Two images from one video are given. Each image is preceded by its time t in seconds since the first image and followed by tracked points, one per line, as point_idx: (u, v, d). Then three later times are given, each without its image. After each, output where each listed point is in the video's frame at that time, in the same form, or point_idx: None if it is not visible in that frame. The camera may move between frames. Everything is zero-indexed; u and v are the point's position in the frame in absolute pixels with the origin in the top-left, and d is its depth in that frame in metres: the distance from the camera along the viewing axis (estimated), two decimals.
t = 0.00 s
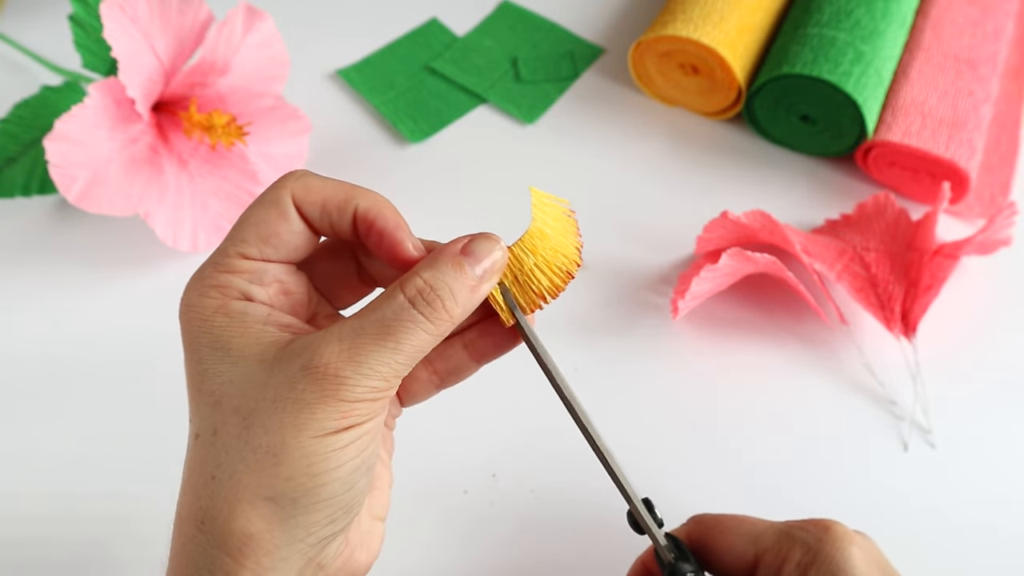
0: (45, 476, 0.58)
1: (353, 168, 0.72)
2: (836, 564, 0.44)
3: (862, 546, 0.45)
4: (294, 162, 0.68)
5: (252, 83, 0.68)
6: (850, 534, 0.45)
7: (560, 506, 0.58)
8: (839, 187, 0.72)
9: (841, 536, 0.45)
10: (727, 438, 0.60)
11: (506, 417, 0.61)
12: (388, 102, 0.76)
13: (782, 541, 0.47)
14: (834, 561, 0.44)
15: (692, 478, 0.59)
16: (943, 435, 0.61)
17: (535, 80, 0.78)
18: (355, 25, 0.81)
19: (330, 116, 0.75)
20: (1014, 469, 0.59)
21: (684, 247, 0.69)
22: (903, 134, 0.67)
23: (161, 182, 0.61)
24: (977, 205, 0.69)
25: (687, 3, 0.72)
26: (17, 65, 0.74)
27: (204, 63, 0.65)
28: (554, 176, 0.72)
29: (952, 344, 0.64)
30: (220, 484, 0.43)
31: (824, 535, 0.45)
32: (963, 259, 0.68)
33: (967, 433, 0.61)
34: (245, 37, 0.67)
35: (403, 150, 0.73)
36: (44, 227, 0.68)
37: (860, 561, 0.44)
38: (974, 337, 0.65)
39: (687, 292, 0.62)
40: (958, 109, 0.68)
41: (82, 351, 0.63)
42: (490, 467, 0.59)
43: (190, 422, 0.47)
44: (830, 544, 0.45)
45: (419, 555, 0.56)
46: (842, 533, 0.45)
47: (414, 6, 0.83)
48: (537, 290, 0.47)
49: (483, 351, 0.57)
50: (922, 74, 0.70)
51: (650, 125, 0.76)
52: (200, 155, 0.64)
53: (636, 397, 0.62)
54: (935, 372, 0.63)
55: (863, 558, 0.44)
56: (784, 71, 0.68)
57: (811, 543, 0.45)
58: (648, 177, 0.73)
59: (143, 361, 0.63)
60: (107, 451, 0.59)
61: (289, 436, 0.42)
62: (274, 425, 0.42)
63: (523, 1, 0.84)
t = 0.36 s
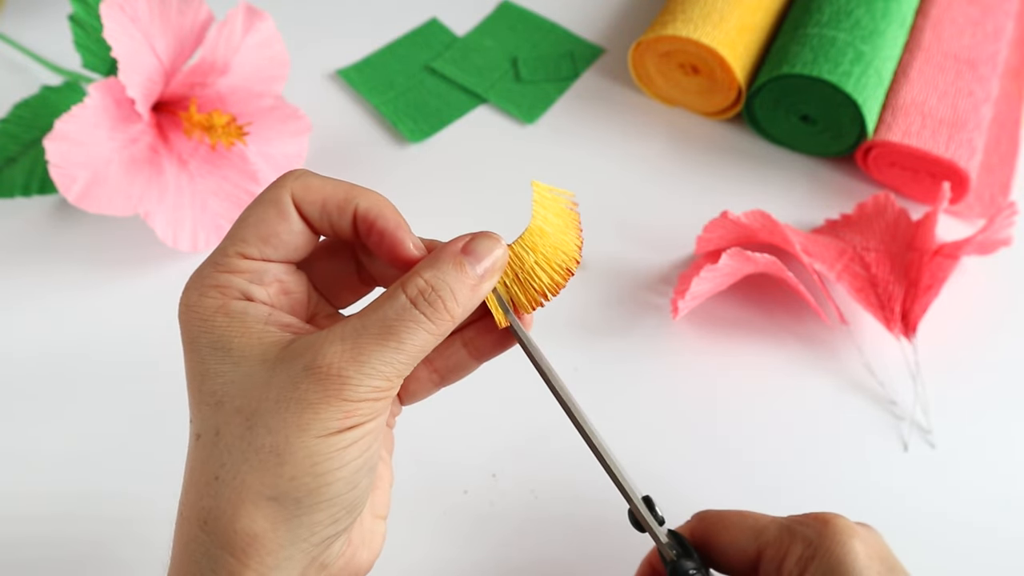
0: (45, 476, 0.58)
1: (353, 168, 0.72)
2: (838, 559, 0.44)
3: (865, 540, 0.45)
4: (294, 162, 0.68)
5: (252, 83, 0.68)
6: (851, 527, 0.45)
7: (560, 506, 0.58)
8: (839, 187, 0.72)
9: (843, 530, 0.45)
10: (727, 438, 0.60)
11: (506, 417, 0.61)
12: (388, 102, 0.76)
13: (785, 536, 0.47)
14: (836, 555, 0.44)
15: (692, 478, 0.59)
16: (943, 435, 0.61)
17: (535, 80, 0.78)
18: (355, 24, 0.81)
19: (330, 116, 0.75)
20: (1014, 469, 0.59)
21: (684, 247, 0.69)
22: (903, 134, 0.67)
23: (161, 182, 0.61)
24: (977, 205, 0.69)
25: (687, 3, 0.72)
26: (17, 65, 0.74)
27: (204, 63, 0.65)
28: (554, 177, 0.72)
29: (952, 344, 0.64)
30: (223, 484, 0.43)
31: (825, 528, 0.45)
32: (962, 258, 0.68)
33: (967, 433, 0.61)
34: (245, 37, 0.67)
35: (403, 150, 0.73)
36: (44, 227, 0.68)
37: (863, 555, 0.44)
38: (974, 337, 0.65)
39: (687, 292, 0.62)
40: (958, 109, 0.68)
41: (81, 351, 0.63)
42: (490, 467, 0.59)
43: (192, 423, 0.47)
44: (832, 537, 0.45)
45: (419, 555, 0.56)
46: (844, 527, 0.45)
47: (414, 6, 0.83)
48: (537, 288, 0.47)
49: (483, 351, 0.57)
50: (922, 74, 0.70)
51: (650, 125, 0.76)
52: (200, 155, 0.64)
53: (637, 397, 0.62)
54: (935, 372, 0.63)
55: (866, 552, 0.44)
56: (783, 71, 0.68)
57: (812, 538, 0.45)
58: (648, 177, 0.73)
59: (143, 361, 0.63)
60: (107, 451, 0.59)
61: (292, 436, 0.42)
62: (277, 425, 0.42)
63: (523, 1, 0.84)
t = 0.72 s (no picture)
0: (45, 476, 0.58)
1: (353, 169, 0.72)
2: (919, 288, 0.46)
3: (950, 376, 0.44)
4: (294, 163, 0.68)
5: (252, 83, 0.68)
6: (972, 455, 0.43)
7: (560, 506, 0.58)
8: (839, 187, 0.71)
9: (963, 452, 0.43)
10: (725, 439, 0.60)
11: (506, 417, 0.61)
12: (388, 102, 0.76)
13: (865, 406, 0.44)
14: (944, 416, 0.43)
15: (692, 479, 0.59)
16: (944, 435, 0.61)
17: (535, 80, 0.78)
18: (355, 24, 0.81)
19: (330, 116, 0.75)
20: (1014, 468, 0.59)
21: (684, 247, 0.69)
22: (903, 135, 0.67)
23: (161, 182, 0.62)
24: (977, 206, 0.69)
25: (688, 3, 0.72)
26: (17, 65, 0.74)
27: (204, 63, 0.65)
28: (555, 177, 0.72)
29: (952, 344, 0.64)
30: (229, 479, 0.43)
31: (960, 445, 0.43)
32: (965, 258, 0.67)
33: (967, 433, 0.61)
34: (245, 37, 0.67)
35: (403, 150, 0.73)
36: (44, 227, 0.68)
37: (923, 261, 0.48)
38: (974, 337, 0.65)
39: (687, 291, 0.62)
40: (958, 109, 0.68)
41: (82, 351, 0.63)
42: (490, 467, 0.59)
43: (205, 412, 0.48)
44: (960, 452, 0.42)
45: (418, 554, 0.56)
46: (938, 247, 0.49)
47: (414, 6, 0.83)
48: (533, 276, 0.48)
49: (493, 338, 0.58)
50: (922, 74, 0.70)
51: (650, 125, 0.76)
52: (200, 155, 0.64)
53: (637, 397, 0.62)
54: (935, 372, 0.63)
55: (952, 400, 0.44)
56: (784, 71, 0.68)
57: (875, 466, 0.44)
58: (648, 177, 0.73)
59: (144, 362, 0.63)
60: (108, 452, 0.59)
61: (296, 437, 0.43)
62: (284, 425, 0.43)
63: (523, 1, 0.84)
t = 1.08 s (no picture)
0: (46, 476, 0.58)
1: (353, 170, 0.72)
2: (897, 268, 0.48)
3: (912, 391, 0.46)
4: (294, 164, 0.68)
5: (252, 83, 0.68)
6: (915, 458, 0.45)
7: (560, 507, 0.58)
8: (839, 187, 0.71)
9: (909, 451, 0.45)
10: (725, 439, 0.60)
11: (507, 417, 0.61)
12: (388, 102, 0.76)
13: (873, 399, 0.44)
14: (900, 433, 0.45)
15: (691, 479, 0.59)
16: (944, 435, 0.61)
17: (535, 80, 0.78)
18: (355, 24, 0.81)
19: (329, 116, 0.75)
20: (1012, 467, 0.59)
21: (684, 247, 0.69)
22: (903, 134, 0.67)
23: (161, 182, 0.62)
24: (977, 205, 0.69)
25: (688, 3, 0.72)
26: (17, 65, 0.74)
27: (204, 63, 0.65)
28: (555, 177, 0.73)
29: (952, 344, 0.64)
30: (271, 484, 0.43)
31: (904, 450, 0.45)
32: (962, 258, 0.68)
33: (967, 432, 0.61)
34: (245, 37, 0.67)
35: (403, 151, 0.74)
36: (44, 227, 0.68)
37: (898, 235, 0.50)
38: (974, 337, 0.65)
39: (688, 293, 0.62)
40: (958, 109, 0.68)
41: (82, 351, 0.63)
42: (490, 467, 0.59)
43: (233, 411, 0.47)
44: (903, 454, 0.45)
45: (418, 554, 0.56)
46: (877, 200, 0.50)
47: (414, 6, 0.83)
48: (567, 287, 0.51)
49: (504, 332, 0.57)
50: (922, 73, 0.70)
51: (650, 125, 0.76)
52: (200, 155, 0.64)
53: (637, 398, 0.62)
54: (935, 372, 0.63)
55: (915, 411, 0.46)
56: (784, 71, 0.68)
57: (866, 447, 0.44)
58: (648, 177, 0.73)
59: (144, 362, 0.63)
60: (108, 451, 0.59)
61: (345, 450, 0.43)
62: (335, 437, 0.43)
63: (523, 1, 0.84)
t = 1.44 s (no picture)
0: (45, 477, 0.58)
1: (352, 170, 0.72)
2: (854, 278, 0.50)
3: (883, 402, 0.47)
4: (294, 163, 0.68)
5: (252, 83, 0.68)
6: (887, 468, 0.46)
7: (560, 506, 0.58)
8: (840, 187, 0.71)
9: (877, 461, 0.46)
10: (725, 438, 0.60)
11: (507, 417, 0.61)
12: (388, 102, 0.76)
13: (834, 426, 0.46)
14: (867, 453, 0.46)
15: (691, 479, 0.59)
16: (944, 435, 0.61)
17: (535, 80, 0.78)
18: (355, 24, 0.81)
19: (330, 116, 0.75)
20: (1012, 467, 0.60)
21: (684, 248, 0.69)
22: (903, 134, 0.66)
23: (161, 182, 0.62)
24: (977, 205, 0.69)
25: (688, 3, 0.72)
26: (17, 65, 0.74)
27: (204, 63, 0.65)
28: (555, 178, 0.73)
29: (952, 344, 0.64)
30: (258, 496, 0.46)
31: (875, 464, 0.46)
32: (962, 258, 0.68)
33: (966, 433, 0.61)
34: (245, 38, 0.67)
35: (403, 151, 0.74)
36: (44, 227, 0.68)
37: (860, 234, 0.51)
38: (974, 338, 0.65)
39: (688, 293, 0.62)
40: (958, 109, 0.68)
41: (82, 351, 0.63)
42: (490, 467, 0.59)
43: (232, 420, 0.49)
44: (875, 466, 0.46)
45: (419, 553, 0.56)
46: (836, 193, 0.50)
47: (414, 5, 0.83)
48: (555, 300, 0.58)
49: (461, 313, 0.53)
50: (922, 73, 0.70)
51: (650, 125, 0.76)
52: (200, 155, 0.64)
53: (637, 398, 0.62)
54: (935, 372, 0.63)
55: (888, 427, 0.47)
56: (784, 72, 0.68)
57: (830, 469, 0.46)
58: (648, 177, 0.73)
59: (144, 362, 0.63)
60: (108, 451, 0.59)
61: (325, 441, 0.44)
62: (312, 431, 0.44)
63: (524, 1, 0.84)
